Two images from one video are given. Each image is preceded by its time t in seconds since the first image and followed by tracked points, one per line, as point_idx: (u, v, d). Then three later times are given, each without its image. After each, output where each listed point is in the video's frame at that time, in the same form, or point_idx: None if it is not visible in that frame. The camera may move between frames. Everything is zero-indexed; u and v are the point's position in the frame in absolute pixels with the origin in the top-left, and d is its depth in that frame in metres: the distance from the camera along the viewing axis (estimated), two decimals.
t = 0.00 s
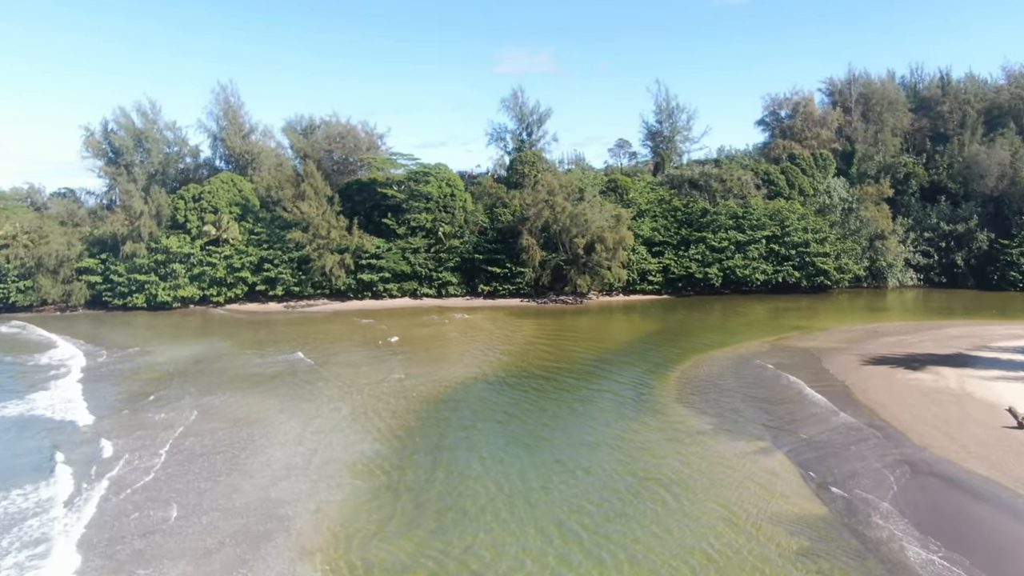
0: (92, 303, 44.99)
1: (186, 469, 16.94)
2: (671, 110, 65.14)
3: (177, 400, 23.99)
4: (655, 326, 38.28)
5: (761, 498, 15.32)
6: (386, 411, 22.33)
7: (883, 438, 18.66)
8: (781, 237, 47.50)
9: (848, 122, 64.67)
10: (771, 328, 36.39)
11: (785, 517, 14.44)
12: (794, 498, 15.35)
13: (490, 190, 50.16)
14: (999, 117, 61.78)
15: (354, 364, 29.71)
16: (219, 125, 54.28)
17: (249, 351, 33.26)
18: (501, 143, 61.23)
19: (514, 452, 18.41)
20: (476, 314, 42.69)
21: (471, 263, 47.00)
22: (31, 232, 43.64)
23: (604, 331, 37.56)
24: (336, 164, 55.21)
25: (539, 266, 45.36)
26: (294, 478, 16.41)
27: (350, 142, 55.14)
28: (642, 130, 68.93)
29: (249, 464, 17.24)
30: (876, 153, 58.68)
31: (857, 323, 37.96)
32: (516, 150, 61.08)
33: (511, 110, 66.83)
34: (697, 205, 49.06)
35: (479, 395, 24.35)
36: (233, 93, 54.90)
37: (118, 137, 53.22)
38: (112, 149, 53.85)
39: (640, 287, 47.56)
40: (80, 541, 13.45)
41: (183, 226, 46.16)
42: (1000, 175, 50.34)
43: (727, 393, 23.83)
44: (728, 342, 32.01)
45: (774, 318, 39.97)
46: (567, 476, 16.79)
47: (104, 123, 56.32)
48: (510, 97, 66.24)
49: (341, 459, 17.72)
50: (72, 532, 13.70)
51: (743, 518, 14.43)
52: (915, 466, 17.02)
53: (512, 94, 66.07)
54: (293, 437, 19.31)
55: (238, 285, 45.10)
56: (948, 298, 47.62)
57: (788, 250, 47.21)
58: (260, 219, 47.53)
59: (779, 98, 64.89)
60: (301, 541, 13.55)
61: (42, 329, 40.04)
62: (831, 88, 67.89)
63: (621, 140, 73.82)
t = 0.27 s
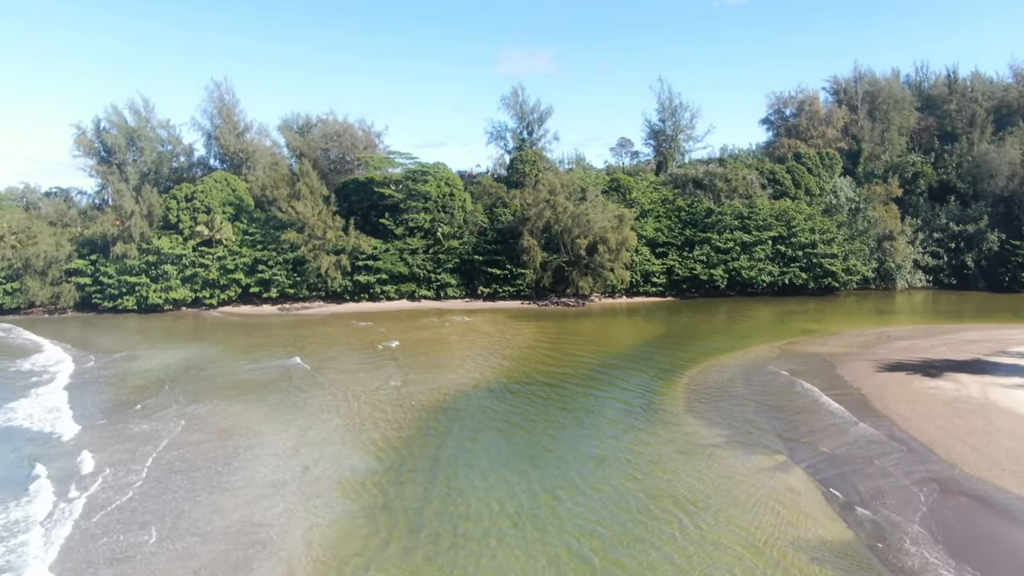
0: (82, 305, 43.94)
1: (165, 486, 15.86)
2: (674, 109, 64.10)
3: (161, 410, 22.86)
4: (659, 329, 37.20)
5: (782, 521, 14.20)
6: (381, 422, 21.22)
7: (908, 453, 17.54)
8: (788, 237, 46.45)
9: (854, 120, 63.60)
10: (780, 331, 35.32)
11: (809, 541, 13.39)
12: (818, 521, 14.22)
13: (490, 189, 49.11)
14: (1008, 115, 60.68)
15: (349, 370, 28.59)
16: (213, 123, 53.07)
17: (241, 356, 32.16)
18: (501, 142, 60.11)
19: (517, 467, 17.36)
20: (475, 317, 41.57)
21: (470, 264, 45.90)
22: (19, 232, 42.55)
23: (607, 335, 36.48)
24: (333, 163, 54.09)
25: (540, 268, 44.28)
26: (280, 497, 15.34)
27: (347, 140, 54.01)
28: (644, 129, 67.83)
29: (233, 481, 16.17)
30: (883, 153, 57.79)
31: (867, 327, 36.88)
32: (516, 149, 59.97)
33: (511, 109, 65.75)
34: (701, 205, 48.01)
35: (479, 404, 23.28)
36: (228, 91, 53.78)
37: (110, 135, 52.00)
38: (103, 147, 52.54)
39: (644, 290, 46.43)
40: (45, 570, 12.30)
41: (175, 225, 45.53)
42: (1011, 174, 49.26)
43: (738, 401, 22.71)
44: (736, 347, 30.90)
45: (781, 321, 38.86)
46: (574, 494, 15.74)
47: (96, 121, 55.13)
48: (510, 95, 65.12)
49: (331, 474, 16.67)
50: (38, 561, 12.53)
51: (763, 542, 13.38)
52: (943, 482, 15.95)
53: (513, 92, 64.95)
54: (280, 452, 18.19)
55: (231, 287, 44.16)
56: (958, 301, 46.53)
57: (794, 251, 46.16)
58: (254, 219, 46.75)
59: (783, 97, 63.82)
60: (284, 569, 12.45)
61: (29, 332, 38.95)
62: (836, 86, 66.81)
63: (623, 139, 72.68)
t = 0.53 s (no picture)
0: (71, 307, 42.95)
1: (142, 506, 14.83)
2: (677, 107, 63.06)
3: (144, 421, 21.78)
4: (664, 333, 36.11)
5: (804, 547, 13.14)
6: (375, 434, 20.14)
7: (935, 470, 16.42)
8: (795, 238, 45.38)
9: (861, 118, 62.52)
10: (788, 335, 34.25)
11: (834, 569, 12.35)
12: (844, 547, 13.12)
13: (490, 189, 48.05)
14: (1017, 113, 59.55)
15: (343, 377, 27.49)
16: (207, 121, 51.97)
17: (231, 362, 31.09)
18: (501, 141, 59.01)
19: (522, 483, 16.35)
20: (474, 320, 40.48)
21: (469, 265, 44.80)
22: (7, 233, 41.53)
23: (610, 339, 35.40)
24: (329, 162, 52.97)
25: (541, 269, 43.21)
26: (263, 519, 14.30)
27: (344, 139, 52.95)
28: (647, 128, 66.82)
29: (215, 500, 15.13)
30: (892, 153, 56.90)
31: (878, 330, 35.80)
32: (517, 147, 58.89)
33: (511, 107, 64.68)
34: (706, 205, 46.96)
35: (479, 413, 22.23)
36: (222, 89, 52.74)
37: (102, 135, 50.85)
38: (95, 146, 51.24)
39: (647, 291, 45.34)
40: None
41: (167, 226, 44.63)
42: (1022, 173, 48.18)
43: (750, 411, 21.59)
44: (745, 351, 29.79)
45: (789, 324, 37.76)
46: (583, 514, 14.69)
47: (89, 120, 54.02)
48: (510, 93, 64.03)
49: (319, 493, 15.63)
50: None
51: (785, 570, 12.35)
52: (975, 502, 14.88)
53: (513, 90, 63.85)
54: (266, 469, 17.11)
55: (224, 289, 43.21)
56: (969, 303, 45.43)
57: (801, 252, 45.12)
58: (248, 220, 45.89)
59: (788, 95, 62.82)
60: None
61: (16, 336, 37.93)
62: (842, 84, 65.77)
63: (625, 138, 71.57)
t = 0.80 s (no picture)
0: (60, 310, 41.95)
1: (114, 530, 13.76)
2: (680, 105, 61.99)
3: (126, 433, 20.75)
4: (669, 336, 35.05)
5: None
6: (369, 447, 19.08)
7: (966, 489, 15.33)
8: (802, 239, 44.29)
9: (867, 116, 61.45)
10: (798, 337, 33.15)
11: None
12: None
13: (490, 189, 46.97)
14: None
15: (337, 385, 26.44)
16: (200, 119, 50.96)
17: (222, 368, 30.03)
18: (501, 140, 57.92)
19: (527, 502, 15.32)
20: (474, 323, 39.39)
21: (468, 267, 43.71)
22: None
23: (613, 343, 34.35)
24: (325, 161, 51.91)
25: (542, 271, 42.16)
26: (244, 544, 13.24)
27: (341, 138, 51.89)
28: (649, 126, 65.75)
29: (193, 523, 14.07)
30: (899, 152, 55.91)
31: (890, 334, 34.70)
32: (517, 146, 57.80)
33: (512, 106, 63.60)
34: (711, 205, 45.91)
35: (481, 424, 21.21)
36: (216, 86, 51.65)
37: (92, 132, 49.14)
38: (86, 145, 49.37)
39: (651, 293, 44.26)
40: None
41: (158, 227, 43.79)
42: None
43: (764, 420, 20.52)
44: (755, 355, 28.70)
45: (798, 327, 36.67)
46: (592, 536, 13.69)
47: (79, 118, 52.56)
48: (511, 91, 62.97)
49: (305, 514, 14.57)
50: None
51: None
52: (1012, 523, 13.80)
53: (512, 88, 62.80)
54: (251, 486, 16.03)
55: (217, 291, 42.27)
56: (981, 305, 44.33)
57: (809, 253, 44.05)
58: (241, 220, 45.06)
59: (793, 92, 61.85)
60: None
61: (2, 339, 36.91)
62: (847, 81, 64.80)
63: (627, 136, 70.52)
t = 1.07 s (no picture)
0: (48, 313, 40.90)
1: (80, 558, 12.67)
2: (683, 103, 60.92)
3: (104, 447, 19.60)
4: (675, 340, 33.99)
5: None
6: (362, 462, 17.99)
7: (1003, 511, 14.22)
8: (810, 239, 43.24)
9: (874, 115, 60.41)
10: (808, 340, 32.01)
11: None
12: None
13: (490, 189, 45.91)
14: None
15: (329, 393, 25.31)
16: (192, 116, 49.73)
17: (211, 375, 28.90)
18: (501, 139, 56.76)
19: (534, 523, 14.30)
20: (473, 326, 38.30)
21: (468, 268, 42.63)
22: None
23: (617, 347, 33.28)
24: (321, 160, 50.85)
25: (543, 272, 41.10)
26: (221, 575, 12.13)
27: (337, 136, 50.83)
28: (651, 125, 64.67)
29: (166, 551, 12.98)
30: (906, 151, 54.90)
31: (903, 337, 33.57)
32: (518, 145, 56.67)
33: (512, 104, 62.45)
34: (716, 205, 44.90)
35: (483, 435, 20.16)
36: (209, 83, 50.44)
37: (83, 130, 47.35)
38: (76, 143, 47.48)
39: (655, 295, 43.18)
40: None
41: (149, 228, 42.93)
42: None
43: (779, 432, 19.40)
44: (765, 361, 27.58)
45: (807, 330, 35.53)
46: (605, 562, 12.66)
47: (70, 116, 51.03)
48: (511, 89, 61.82)
49: (290, 541, 13.46)
50: None
51: None
52: None
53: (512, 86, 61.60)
54: (233, 507, 14.93)
55: (209, 294, 41.33)
56: (993, 308, 43.22)
57: (816, 254, 42.99)
58: (234, 221, 44.25)
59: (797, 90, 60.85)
60: None
61: None
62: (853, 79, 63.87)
63: (629, 135, 69.34)
